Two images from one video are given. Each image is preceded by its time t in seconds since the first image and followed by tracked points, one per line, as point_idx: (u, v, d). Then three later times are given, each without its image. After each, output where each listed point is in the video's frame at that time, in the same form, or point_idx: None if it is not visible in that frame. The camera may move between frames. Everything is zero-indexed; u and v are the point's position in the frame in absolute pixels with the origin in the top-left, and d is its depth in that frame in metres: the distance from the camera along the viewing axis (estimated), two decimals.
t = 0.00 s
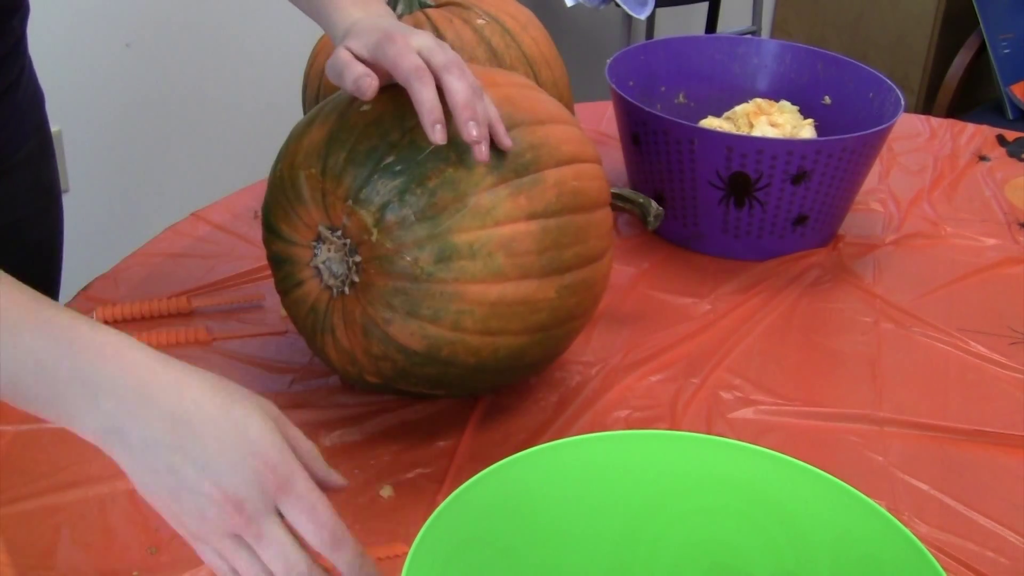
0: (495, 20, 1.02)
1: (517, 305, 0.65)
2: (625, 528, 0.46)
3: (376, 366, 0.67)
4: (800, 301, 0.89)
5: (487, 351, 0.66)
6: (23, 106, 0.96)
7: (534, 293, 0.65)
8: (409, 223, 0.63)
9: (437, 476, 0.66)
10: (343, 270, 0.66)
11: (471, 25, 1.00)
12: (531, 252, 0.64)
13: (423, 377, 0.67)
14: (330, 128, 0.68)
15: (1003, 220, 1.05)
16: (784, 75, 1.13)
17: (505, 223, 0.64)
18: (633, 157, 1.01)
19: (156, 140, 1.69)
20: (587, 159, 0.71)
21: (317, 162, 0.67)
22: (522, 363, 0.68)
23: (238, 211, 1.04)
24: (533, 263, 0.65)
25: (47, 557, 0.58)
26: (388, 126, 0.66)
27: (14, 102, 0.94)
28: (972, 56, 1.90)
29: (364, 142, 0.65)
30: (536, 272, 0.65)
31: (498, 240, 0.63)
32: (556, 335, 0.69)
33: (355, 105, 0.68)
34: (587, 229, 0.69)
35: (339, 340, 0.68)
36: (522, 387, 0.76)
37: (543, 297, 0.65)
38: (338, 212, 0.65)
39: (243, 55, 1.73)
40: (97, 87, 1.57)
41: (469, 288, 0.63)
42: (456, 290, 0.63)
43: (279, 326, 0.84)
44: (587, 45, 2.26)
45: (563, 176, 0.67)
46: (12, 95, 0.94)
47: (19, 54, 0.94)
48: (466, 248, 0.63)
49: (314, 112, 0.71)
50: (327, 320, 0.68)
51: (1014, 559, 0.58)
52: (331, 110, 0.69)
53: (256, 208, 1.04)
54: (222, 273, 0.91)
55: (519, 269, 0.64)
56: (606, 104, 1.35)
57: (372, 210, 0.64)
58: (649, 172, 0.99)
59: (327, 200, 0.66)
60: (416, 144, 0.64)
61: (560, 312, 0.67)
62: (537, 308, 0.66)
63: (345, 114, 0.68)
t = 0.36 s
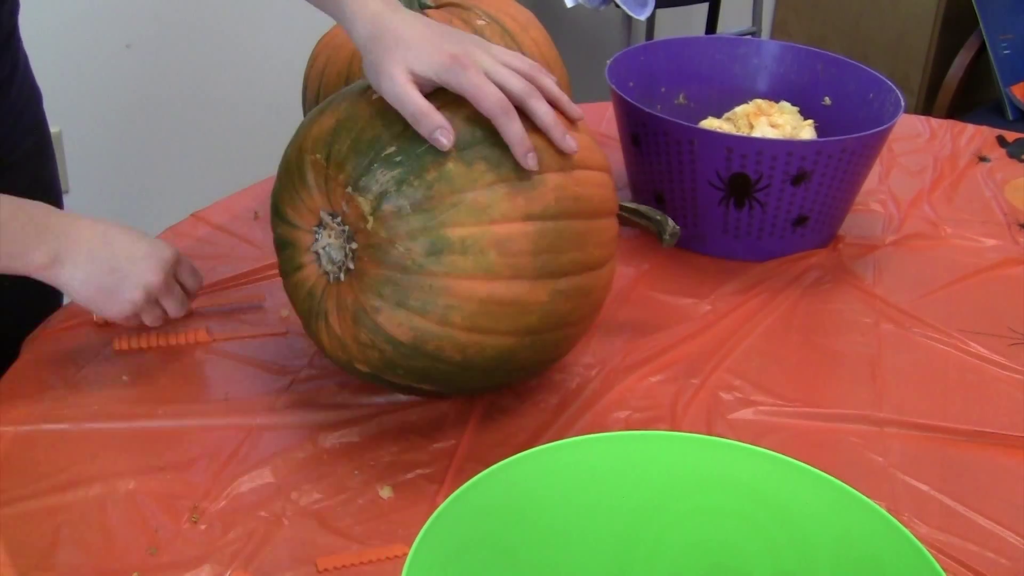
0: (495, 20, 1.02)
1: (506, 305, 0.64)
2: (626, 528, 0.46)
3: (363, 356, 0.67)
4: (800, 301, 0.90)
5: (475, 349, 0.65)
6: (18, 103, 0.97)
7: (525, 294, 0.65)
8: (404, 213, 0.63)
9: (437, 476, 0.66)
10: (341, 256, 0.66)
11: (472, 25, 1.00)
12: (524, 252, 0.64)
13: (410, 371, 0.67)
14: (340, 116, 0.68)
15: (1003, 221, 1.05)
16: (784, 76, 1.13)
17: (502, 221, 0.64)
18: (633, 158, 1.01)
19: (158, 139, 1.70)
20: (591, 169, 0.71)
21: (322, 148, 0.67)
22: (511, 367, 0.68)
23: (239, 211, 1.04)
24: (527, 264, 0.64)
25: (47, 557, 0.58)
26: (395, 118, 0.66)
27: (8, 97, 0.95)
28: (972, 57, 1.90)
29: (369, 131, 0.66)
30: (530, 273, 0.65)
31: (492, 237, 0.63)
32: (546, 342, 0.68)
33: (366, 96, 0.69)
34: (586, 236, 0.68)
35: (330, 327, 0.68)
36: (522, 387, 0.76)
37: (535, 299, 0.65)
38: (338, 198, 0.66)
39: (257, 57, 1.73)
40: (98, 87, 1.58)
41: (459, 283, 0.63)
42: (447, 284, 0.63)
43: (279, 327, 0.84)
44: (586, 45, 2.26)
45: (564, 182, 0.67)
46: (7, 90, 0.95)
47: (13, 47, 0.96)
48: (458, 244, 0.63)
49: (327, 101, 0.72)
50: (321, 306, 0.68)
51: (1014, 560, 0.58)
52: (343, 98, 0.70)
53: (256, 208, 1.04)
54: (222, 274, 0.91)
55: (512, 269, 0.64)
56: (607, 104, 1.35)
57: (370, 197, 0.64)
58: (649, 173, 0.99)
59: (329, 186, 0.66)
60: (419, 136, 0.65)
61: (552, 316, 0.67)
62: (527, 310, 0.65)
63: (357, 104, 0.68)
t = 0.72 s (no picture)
0: (495, 20, 1.02)
1: (472, 305, 0.64)
2: (626, 527, 0.46)
3: (337, 343, 0.68)
4: (800, 301, 0.89)
5: (441, 347, 0.65)
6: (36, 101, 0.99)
7: (492, 297, 0.64)
8: (378, 205, 0.64)
9: (436, 476, 0.66)
10: (325, 243, 0.67)
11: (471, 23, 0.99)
12: (493, 254, 0.64)
13: (380, 363, 0.67)
14: (334, 106, 0.70)
15: (1003, 220, 1.05)
16: (784, 75, 1.13)
17: (473, 221, 0.63)
18: (633, 157, 1.01)
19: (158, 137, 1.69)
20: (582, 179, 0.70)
21: (314, 135, 0.69)
22: (482, 369, 0.68)
23: (238, 211, 1.04)
24: (495, 266, 0.64)
25: (46, 557, 0.58)
26: (383, 110, 0.67)
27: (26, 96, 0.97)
28: (971, 56, 1.90)
29: (356, 122, 0.67)
30: (498, 277, 0.64)
31: (462, 236, 0.63)
32: (521, 347, 0.68)
33: (363, 88, 0.70)
34: (566, 243, 0.67)
35: (309, 311, 0.69)
36: (521, 386, 0.76)
37: (503, 302, 0.65)
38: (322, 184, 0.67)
39: (257, 58, 1.74)
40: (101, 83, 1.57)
41: (425, 279, 0.63)
42: (412, 279, 0.63)
43: (278, 326, 0.84)
44: (586, 45, 2.26)
45: (545, 188, 0.66)
46: (24, 89, 0.97)
47: (33, 46, 0.98)
48: (426, 240, 0.63)
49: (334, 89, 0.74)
50: (305, 289, 0.69)
51: (1014, 559, 0.58)
52: (346, 88, 0.71)
53: (256, 208, 1.04)
54: (221, 274, 0.91)
55: (479, 270, 0.64)
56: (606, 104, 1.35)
57: (348, 186, 0.65)
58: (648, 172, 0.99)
59: (316, 172, 0.68)
60: (401, 130, 0.65)
61: (523, 322, 0.66)
62: (495, 312, 0.65)
63: (351, 95, 0.69)
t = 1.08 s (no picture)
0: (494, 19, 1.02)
1: (482, 302, 0.64)
2: (625, 528, 0.46)
3: (344, 340, 0.68)
4: (800, 301, 0.89)
5: (448, 344, 0.65)
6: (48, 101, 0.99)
7: (501, 295, 0.65)
8: (388, 202, 0.64)
9: (436, 476, 0.66)
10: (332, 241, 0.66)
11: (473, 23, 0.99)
12: (503, 252, 0.64)
13: (386, 360, 0.67)
14: (342, 105, 0.70)
15: (1003, 220, 1.05)
16: (784, 75, 1.13)
17: (482, 219, 0.64)
18: (633, 157, 1.01)
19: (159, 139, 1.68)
20: (592, 176, 0.71)
21: (322, 133, 0.69)
22: (489, 367, 0.68)
23: (239, 211, 1.04)
24: (505, 264, 0.64)
25: (46, 557, 0.58)
26: (394, 109, 0.67)
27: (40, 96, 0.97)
28: (972, 56, 1.90)
29: (366, 120, 0.67)
30: (508, 275, 0.65)
31: (472, 233, 0.64)
32: (528, 345, 0.68)
33: (371, 86, 0.70)
34: (574, 242, 0.68)
35: (315, 309, 0.69)
36: (521, 386, 0.76)
37: (513, 300, 0.65)
38: (330, 182, 0.67)
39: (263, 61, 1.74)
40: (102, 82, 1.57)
41: (435, 276, 0.63)
42: (423, 276, 0.63)
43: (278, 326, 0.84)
44: (586, 45, 2.26)
45: (554, 186, 0.67)
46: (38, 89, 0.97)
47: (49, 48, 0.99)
48: (437, 237, 0.63)
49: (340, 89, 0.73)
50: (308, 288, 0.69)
51: (1015, 559, 0.58)
52: (353, 87, 0.71)
53: (256, 208, 1.04)
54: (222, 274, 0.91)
55: (490, 267, 0.64)
56: (606, 104, 1.35)
57: (358, 183, 0.65)
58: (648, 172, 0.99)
59: (324, 170, 0.67)
60: (411, 128, 0.65)
61: (531, 320, 0.67)
62: (503, 310, 0.65)
63: (360, 94, 0.70)
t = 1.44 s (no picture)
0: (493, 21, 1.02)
1: (542, 328, 0.65)
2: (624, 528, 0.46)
3: (388, 324, 0.68)
4: (800, 301, 0.90)
5: (496, 359, 0.66)
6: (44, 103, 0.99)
7: (562, 323, 0.65)
8: (479, 208, 0.63)
9: (437, 476, 0.66)
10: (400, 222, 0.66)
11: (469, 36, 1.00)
12: (577, 284, 0.64)
13: (430, 356, 0.67)
14: (443, 89, 0.67)
15: (1003, 220, 1.05)
16: (784, 76, 1.13)
17: (568, 247, 0.63)
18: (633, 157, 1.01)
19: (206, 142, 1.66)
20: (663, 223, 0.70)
21: (420, 116, 0.67)
22: (524, 384, 0.68)
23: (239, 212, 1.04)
24: (576, 296, 0.64)
25: (47, 557, 0.58)
26: (501, 108, 0.65)
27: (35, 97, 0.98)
28: (971, 56, 1.90)
29: (472, 118, 0.65)
30: (575, 306, 0.65)
31: (553, 259, 0.63)
32: (568, 372, 0.68)
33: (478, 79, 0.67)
34: (638, 287, 0.67)
35: (366, 284, 0.68)
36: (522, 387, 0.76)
37: (570, 331, 0.65)
38: (419, 169, 0.66)
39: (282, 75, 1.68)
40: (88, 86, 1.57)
41: (504, 292, 0.64)
42: (493, 289, 0.64)
43: (278, 327, 0.84)
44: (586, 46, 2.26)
45: (637, 231, 0.66)
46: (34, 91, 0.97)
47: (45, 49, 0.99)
48: (519, 254, 0.63)
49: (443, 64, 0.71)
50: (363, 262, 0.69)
51: (1014, 560, 0.58)
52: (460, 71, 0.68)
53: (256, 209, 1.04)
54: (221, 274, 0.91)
55: (560, 296, 0.64)
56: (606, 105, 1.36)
57: (452, 180, 0.64)
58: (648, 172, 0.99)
59: (413, 153, 0.66)
60: (519, 137, 0.64)
61: (580, 351, 0.67)
62: (558, 339, 0.66)
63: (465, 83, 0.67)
